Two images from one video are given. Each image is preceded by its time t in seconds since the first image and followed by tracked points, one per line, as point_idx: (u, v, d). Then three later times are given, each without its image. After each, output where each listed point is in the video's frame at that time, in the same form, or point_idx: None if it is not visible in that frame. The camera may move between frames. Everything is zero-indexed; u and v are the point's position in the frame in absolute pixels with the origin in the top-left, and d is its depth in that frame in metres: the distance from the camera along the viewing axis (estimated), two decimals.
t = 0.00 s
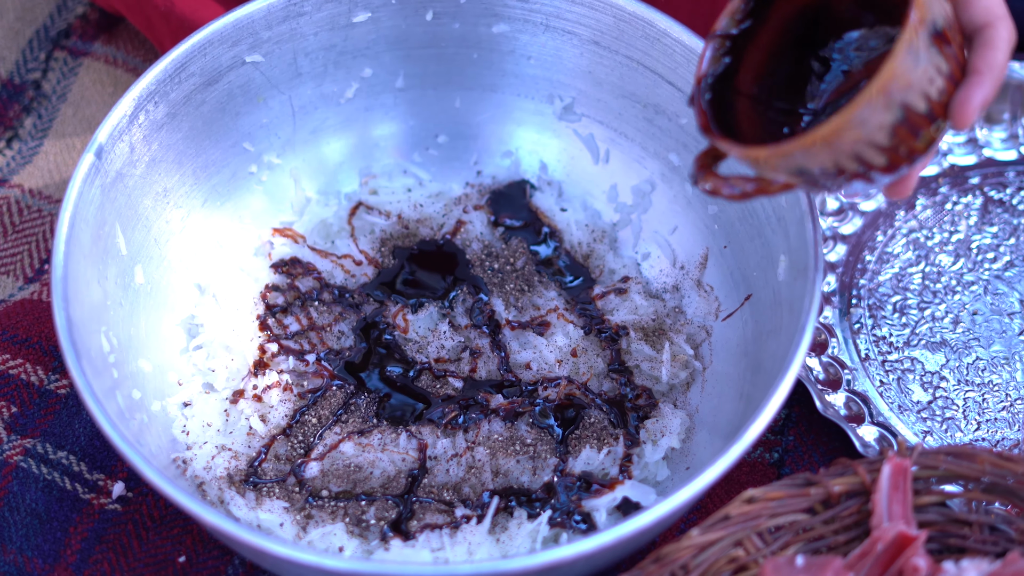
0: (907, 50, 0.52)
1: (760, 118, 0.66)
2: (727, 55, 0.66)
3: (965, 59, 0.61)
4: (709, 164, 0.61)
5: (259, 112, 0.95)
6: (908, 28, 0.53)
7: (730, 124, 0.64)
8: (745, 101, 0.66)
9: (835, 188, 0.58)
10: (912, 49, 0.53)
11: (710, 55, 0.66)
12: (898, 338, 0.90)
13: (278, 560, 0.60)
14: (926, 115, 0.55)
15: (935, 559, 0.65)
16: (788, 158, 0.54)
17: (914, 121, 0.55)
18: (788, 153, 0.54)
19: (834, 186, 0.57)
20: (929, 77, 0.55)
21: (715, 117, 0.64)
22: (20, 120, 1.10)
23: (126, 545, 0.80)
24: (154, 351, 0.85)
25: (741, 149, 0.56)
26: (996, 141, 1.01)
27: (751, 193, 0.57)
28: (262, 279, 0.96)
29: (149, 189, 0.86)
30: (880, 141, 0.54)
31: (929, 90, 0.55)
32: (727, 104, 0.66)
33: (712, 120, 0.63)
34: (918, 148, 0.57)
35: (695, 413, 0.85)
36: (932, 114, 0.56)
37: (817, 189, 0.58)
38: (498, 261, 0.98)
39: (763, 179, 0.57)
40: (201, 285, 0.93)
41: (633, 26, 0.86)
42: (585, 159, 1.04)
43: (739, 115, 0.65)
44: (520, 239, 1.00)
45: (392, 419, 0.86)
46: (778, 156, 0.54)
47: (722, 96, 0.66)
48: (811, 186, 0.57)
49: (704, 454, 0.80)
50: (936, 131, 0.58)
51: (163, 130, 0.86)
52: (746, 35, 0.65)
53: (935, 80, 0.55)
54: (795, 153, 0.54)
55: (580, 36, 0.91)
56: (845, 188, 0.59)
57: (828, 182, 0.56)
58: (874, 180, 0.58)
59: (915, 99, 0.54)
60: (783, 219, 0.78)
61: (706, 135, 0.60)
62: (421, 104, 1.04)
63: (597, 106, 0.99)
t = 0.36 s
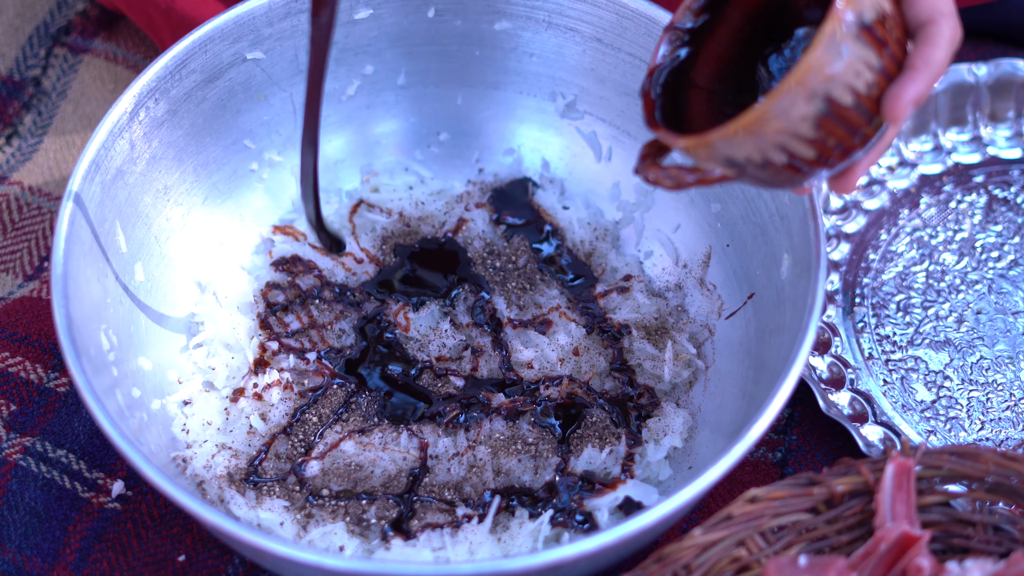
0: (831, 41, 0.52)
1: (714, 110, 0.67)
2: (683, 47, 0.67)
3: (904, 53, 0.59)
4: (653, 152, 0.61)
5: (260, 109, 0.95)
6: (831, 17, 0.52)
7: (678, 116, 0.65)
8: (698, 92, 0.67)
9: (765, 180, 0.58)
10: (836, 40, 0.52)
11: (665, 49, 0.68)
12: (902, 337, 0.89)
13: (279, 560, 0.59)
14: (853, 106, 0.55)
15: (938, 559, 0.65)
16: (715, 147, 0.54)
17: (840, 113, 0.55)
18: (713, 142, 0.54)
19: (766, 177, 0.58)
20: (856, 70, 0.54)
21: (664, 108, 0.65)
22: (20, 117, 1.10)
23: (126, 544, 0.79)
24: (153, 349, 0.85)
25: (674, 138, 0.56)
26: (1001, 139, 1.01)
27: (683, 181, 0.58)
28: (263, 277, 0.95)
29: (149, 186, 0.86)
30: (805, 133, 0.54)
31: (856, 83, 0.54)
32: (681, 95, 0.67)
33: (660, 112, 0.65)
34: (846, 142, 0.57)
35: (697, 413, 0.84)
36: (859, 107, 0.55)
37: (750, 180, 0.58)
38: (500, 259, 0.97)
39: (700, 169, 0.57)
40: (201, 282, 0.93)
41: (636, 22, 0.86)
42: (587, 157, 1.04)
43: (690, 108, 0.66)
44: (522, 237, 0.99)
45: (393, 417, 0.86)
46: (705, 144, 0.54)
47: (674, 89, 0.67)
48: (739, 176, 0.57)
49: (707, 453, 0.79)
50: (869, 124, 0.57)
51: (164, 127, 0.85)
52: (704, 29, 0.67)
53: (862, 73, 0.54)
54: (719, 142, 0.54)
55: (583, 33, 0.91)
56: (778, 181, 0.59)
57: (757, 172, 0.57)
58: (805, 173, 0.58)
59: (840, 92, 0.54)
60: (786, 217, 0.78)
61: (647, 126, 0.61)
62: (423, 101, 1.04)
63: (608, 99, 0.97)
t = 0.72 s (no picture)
0: (799, 52, 0.52)
1: (694, 118, 0.66)
2: (666, 55, 0.67)
3: (879, 68, 0.58)
4: (630, 165, 0.61)
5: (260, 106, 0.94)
6: (801, 28, 0.52)
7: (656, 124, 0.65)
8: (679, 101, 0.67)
9: (739, 191, 0.57)
10: (804, 51, 0.52)
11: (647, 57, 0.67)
12: (905, 336, 0.88)
13: (279, 559, 0.59)
14: (824, 120, 0.54)
15: (942, 559, 0.64)
16: (685, 154, 0.53)
17: (811, 126, 0.54)
18: (683, 151, 0.53)
19: (738, 188, 0.57)
20: (828, 82, 0.53)
21: (643, 115, 0.65)
22: (19, 114, 1.10)
23: (125, 544, 0.79)
24: (153, 348, 0.85)
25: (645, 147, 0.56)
26: (1006, 137, 1.01)
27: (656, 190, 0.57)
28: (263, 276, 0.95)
29: (149, 184, 0.85)
30: (776, 144, 0.53)
31: (829, 96, 0.53)
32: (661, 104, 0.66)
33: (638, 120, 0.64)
34: (819, 156, 0.56)
35: (700, 412, 0.84)
36: (831, 121, 0.54)
37: (725, 191, 0.58)
38: (501, 257, 0.97)
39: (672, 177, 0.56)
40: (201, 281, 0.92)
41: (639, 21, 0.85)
42: (589, 154, 1.03)
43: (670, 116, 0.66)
44: (524, 235, 0.99)
45: (393, 416, 0.85)
46: (674, 152, 0.54)
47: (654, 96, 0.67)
48: (711, 186, 0.57)
49: (709, 453, 0.79)
50: (844, 138, 0.56)
51: (163, 125, 0.85)
52: (685, 39, 0.67)
53: (833, 85, 0.53)
54: (689, 151, 0.53)
55: (585, 30, 0.90)
56: (751, 193, 0.58)
57: (728, 183, 0.56)
58: (779, 185, 0.57)
59: (810, 104, 0.53)
60: (789, 215, 0.77)
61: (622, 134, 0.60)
62: (424, 99, 1.03)
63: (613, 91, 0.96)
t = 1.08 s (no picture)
0: (806, 54, 0.51)
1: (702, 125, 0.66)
2: (675, 64, 0.66)
3: (886, 73, 0.58)
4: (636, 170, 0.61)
5: (262, 103, 0.94)
6: (808, 32, 0.51)
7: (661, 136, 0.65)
8: (686, 109, 0.66)
9: (745, 197, 0.57)
10: (811, 53, 0.51)
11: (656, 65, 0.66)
12: (910, 335, 0.88)
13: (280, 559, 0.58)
14: (830, 124, 0.54)
15: (947, 559, 0.63)
16: (690, 158, 0.53)
17: (816, 131, 0.53)
18: (688, 155, 0.53)
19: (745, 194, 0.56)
20: (835, 86, 0.53)
21: (650, 122, 0.65)
22: (19, 111, 1.09)
23: (126, 543, 0.79)
24: (153, 346, 0.84)
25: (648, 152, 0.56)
26: (1011, 136, 1.00)
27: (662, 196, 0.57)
28: (264, 274, 0.94)
29: (150, 181, 0.85)
30: (781, 149, 0.53)
31: (836, 100, 0.53)
32: (668, 111, 0.66)
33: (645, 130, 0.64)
34: (826, 162, 0.56)
35: (704, 411, 0.83)
36: (837, 127, 0.54)
37: (731, 198, 0.57)
38: (504, 256, 0.97)
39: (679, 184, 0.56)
40: (202, 279, 0.91)
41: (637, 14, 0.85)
42: (592, 152, 1.03)
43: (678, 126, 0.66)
44: (526, 234, 0.98)
45: (395, 416, 0.84)
46: (679, 158, 0.53)
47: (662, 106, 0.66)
48: (716, 192, 0.56)
49: (713, 452, 0.78)
50: (851, 143, 0.56)
51: (164, 122, 0.84)
52: (694, 49, 0.66)
53: (840, 90, 0.53)
54: (694, 156, 0.53)
55: (588, 27, 0.90)
56: (759, 199, 0.57)
57: (734, 188, 0.56)
58: (785, 192, 0.57)
59: (816, 108, 0.52)
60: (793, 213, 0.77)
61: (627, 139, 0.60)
62: (426, 96, 1.03)
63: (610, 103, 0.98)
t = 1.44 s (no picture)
0: (700, 26, 0.51)
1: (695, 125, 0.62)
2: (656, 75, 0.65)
3: (805, 37, 0.54)
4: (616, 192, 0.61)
5: (264, 100, 0.94)
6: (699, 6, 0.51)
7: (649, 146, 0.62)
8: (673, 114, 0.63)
9: (694, 187, 0.55)
10: (706, 23, 0.51)
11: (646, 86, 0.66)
12: (915, 335, 0.87)
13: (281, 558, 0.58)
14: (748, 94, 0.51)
15: (952, 560, 0.63)
16: (622, 154, 0.53)
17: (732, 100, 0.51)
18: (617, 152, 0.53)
19: (692, 183, 0.54)
20: (739, 52, 0.51)
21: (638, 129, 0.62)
22: (19, 108, 1.09)
23: (126, 542, 0.78)
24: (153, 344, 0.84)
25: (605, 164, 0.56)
26: (1016, 134, 1.00)
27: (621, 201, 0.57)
28: (264, 271, 0.93)
29: (151, 178, 0.85)
30: (700, 125, 0.51)
31: (743, 66, 0.51)
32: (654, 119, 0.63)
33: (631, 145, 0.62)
34: (755, 134, 0.52)
35: (708, 411, 0.83)
36: (754, 95, 0.51)
37: (682, 191, 0.56)
38: (506, 253, 0.96)
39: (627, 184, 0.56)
40: (202, 277, 0.91)
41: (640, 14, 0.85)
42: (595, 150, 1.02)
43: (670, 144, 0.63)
44: (529, 232, 0.98)
45: (398, 415, 0.84)
46: (612, 156, 0.54)
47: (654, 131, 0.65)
48: (663, 187, 0.55)
49: (717, 452, 0.77)
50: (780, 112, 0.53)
51: (165, 119, 0.84)
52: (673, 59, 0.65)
53: (747, 56, 0.51)
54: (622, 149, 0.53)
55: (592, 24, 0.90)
56: (708, 186, 0.55)
57: (676, 177, 0.54)
58: (731, 173, 0.54)
59: (724, 78, 0.51)
60: (798, 211, 0.76)
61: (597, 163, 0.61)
62: (429, 93, 1.02)
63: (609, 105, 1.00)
